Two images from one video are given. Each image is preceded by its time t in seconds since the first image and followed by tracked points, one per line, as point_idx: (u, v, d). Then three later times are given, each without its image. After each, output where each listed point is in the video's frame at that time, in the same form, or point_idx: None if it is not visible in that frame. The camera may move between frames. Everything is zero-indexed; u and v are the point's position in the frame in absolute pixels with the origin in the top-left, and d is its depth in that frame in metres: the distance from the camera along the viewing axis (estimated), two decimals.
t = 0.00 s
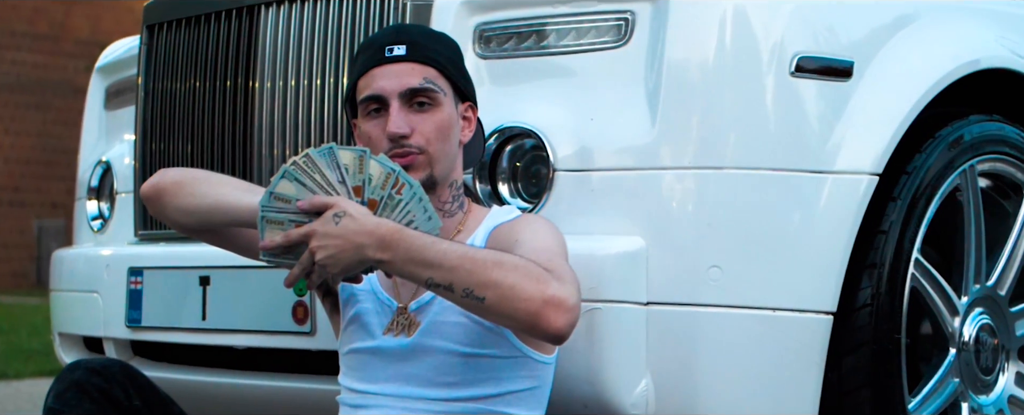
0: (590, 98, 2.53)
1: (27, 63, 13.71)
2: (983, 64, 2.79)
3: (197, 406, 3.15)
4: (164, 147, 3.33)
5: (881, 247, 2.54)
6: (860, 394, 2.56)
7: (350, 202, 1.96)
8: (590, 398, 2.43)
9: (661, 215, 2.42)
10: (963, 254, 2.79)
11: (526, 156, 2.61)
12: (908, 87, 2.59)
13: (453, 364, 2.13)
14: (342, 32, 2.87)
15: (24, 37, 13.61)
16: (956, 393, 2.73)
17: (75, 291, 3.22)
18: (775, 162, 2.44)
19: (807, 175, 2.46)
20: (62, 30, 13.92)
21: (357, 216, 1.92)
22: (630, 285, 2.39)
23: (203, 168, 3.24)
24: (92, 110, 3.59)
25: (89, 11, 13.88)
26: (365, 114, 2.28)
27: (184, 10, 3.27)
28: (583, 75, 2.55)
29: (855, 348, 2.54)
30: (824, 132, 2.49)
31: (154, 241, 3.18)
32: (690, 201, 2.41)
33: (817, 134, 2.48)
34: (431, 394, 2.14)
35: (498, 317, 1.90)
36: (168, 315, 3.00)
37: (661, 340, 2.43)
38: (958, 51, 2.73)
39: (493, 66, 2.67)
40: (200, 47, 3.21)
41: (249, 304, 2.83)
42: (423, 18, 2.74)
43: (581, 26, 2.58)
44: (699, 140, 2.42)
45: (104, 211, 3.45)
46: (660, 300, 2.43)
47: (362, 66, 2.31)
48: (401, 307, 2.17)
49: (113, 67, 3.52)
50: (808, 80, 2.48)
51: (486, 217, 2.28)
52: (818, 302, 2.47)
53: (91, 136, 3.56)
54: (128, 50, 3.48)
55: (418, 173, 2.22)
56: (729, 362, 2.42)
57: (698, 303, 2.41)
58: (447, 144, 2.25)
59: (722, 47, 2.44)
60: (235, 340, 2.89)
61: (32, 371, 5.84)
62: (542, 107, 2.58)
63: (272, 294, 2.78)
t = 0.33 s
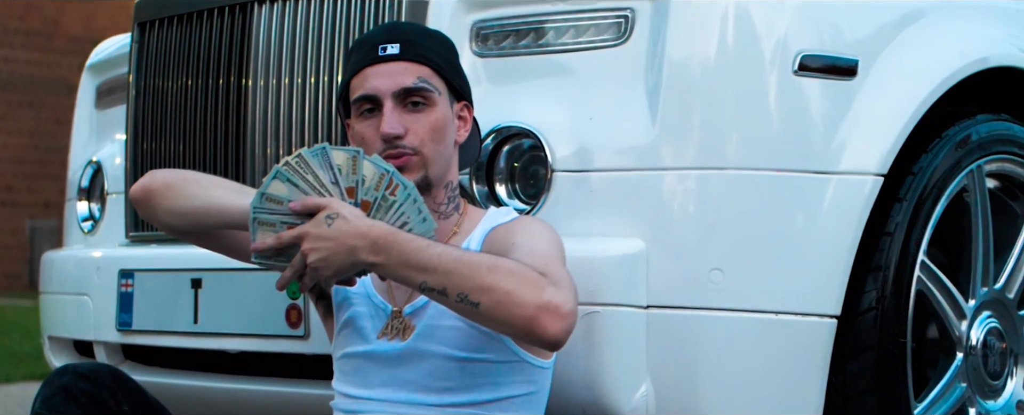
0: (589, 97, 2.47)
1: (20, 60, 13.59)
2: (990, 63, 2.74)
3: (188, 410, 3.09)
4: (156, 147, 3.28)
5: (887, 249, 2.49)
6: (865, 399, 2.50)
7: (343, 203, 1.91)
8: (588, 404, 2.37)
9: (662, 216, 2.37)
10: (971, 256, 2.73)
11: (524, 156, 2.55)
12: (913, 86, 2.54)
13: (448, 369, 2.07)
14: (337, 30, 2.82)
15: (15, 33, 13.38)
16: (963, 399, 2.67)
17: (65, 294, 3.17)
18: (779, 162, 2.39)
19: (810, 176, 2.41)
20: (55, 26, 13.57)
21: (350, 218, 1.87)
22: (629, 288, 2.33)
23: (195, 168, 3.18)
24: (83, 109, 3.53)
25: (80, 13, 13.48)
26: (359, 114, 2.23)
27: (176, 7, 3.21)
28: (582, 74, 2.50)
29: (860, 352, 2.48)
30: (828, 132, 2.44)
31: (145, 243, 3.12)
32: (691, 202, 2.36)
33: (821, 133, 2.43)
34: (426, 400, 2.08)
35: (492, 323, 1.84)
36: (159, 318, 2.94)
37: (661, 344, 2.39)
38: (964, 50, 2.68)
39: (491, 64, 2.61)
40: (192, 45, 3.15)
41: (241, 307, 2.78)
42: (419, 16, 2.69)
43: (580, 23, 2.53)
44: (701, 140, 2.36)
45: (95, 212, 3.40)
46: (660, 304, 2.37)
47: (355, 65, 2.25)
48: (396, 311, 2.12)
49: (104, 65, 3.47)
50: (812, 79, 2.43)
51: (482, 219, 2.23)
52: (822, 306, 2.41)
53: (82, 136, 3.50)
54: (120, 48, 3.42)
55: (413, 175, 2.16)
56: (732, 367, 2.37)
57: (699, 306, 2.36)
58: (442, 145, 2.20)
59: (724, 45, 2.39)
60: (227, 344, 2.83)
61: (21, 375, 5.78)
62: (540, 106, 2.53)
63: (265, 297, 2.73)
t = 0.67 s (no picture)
0: (588, 96, 2.42)
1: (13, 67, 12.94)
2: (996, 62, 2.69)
3: None
4: (147, 147, 3.23)
5: (892, 251, 2.44)
6: (869, 404, 2.45)
7: (337, 204, 1.86)
8: (587, 409, 2.32)
9: (663, 218, 2.32)
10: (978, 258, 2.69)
11: (523, 157, 2.50)
12: (918, 85, 2.49)
13: (444, 374, 2.02)
14: (331, 28, 2.77)
15: (14, 31, 11.91)
16: (971, 404, 2.62)
17: (55, 297, 3.12)
18: (782, 162, 2.34)
19: (813, 177, 2.36)
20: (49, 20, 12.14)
21: (343, 220, 1.82)
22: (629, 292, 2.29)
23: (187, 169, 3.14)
24: (74, 108, 3.48)
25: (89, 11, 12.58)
26: (352, 115, 2.18)
27: (168, 5, 3.17)
28: (581, 73, 2.45)
29: (864, 356, 2.43)
30: (832, 132, 2.39)
31: (137, 245, 3.07)
32: (693, 204, 2.31)
33: (825, 133, 2.38)
34: (421, 405, 2.03)
35: (488, 327, 1.79)
36: (151, 321, 2.89)
37: (661, 348, 2.33)
38: (970, 49, 2.63)
39: (488, 63, 2.56)
40: (184, 43, 3.11)
41: (234, 310, 2.73)
42: (415, 14, 2.64)
43: (579, 21, 2.48)
44: (703, 140, 2.31)
45: (86, 213, 3.35)
46: (660, 307, 2.33)
47: (348, 63, 2.21)
48: (391, 314, 2.07)
49: (95, 63, 3.41)
50: (816, 78, 2.38)
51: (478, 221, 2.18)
52: (825, 309, 2.36)
53: (72, 135, 3.45)
54: (111, 46, 3.37)
55: (407, 177, 2.12)
56: (734, 372, 2.32)
57: (700, 310, 2.31)
58: (437, 145, 2.15)
59: (725, 43, 2.34)
60: (219, 348, 2.78)
61: (13, 380, 5.72)
62: (539, 105, 2.48)
63: (258, 300, 2.68)
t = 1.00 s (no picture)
0: (588, 96, 2.37)
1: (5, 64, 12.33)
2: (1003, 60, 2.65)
3: None
4: (140, 147, 3.18)
5: (898, 254, 2.39)
6: (875, 410, 2.40)
7: (330, 205, 1.81)
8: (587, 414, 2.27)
9: (664, 220, 2.27)
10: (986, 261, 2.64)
11: (521, 157, 2.46)
12: (925, 85, 2.44)
13: (440, 379, 1.97)
14: (327, 26, 2.72)
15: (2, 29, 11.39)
16: (979, 409, 2.57)
17: (46, 300, 3.07)
18: (786, 163, 2.29)
19: (817, 178, 2.31)
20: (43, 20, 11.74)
21: (336, 221, 1.77)
22: (630, 295, 2.24)
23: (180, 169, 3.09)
24: (64, 107, 3.43)
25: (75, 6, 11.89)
26: (346, 115, 2.14)
27: (161, 2, 3.12)
28: (581, 71, 2.40)
29: (870, 360, 2.38)
30: (837, 132, 2.34)
31: (128, 247, 3.02)
32: (695, 204, 2.26)
33: (830, 133, 2.33)
34: (417, 410, 1.98)
35: (485, 331, 1.74)
36: (143, 325, 2.84)
37: (663, 352, 2.29)
38: (977, 47, 2.59)
39: (486, 61, 2.51)
40: (177, 41, 3.06)
41: (227, 314, 2.68)
42: (412, 12, 2.59)
43: (578, 19, 2.42)
44: (705, 140, 2.27)
45: (77, 215, 3.30)
46: (661, 310, 2.28)
47: (342, 62, 2.16)
48: (386, 318, 2.01)
49: (86, 62, 3.36)
50: (821, 77, 2.33)
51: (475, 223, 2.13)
52: (830, 313, 2.31)
53: (62, 134, 3.40)
54: (103, 44, 3.33)
55: (403, 179, 2.07)
56: (738, 377, 2.28)
57: (703, 313, 2.26)
58: (432, 146, 2.10)
59: (729, 41, 2.29)
60: (212, 351, 2.73)
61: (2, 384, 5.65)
62: (538, 105, 2.43)
63: (252, 303, 2.63)
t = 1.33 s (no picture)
0: (587, 95, 2.33)
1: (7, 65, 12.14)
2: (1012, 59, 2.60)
3: None
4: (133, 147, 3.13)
5: (905, 256, 2.34)
6: None
7: (325, 205, 1.76)
8: None
9: (666, 221, 2.23)
10: (994, 264, 2.63)
11: (520, 157, 2.42)
12: (932, 84, 2.40)
13: (436, 384, 1.91)
14: (323, 24, 2.67)
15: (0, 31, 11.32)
16: None
17: (37, 303, 3.02)
18: (790, 163, 2.24)
19: (822, 179, 2.26)
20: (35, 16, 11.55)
21: (331, 222, 1.72)
22: (630, 298, 2.19)
23: (173, 169, 3.04)
24: (56, 106, 3.38)
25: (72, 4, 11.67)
26: (341, 115, 2.10)
27: None
28: (581, 70, 2.35)
29: (876, 365, 2.33)
30: (843, 132, 2.29)
31: (121, 249, 2.98)
32: (697, 205, 2.22)
33: (835, 133, 2.28)
34: None
35: (482, 334, 1.69)
36: (137, 328, 2.80)
37: (665, 357, 2.24)
38: (985, 46, 2.54)
39: (484, 60, 2.46)
40: (172, 39, 3.02)
41: (221, 317, 2.63)
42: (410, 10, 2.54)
43: (578, 16, 2.37)
44: (708, 141, 2.22)
45: (69, 215, 3.25)
46: (661, 314, 2.23)
47: (337, 61, 2.11)
48: (382, 321, 1.97)
49: (78, 60, 3.31)
50: (826, 75, 2.28)
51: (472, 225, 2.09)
52: (835, 317, 2.27)
53: (54, 134, 3.36)
54: (95, 42, 3.28)
55: (398, 181, 2.03)
56: (742, 382, 2.23)
57: (705, 317, 2.22)
58: (429, 146, 2.05)
59: (732, 39, 2.25)
60: (205, 355, 2.69)
61: None
62: (537, 104, 2.38)
63: (246, 306, 2.59)
